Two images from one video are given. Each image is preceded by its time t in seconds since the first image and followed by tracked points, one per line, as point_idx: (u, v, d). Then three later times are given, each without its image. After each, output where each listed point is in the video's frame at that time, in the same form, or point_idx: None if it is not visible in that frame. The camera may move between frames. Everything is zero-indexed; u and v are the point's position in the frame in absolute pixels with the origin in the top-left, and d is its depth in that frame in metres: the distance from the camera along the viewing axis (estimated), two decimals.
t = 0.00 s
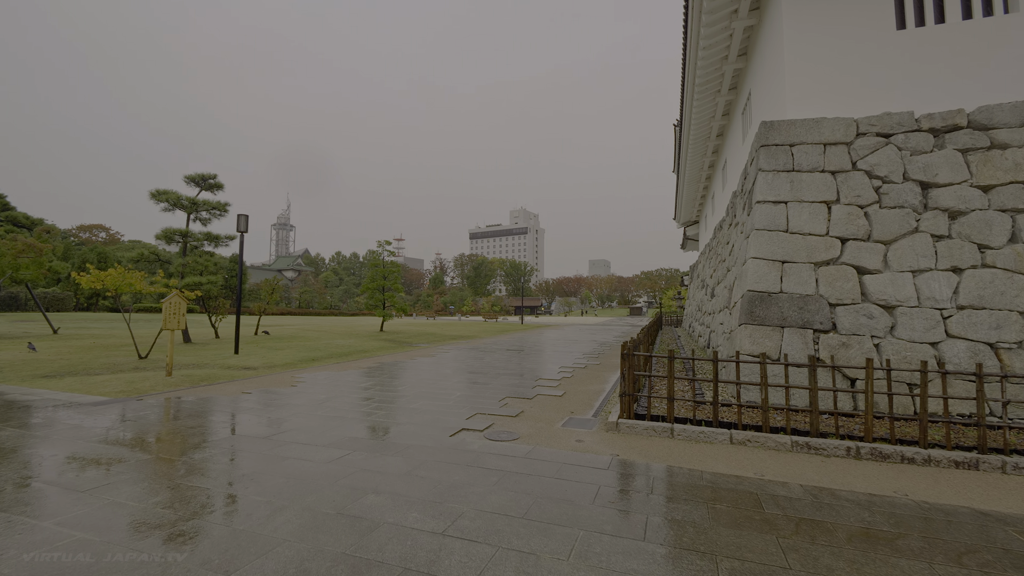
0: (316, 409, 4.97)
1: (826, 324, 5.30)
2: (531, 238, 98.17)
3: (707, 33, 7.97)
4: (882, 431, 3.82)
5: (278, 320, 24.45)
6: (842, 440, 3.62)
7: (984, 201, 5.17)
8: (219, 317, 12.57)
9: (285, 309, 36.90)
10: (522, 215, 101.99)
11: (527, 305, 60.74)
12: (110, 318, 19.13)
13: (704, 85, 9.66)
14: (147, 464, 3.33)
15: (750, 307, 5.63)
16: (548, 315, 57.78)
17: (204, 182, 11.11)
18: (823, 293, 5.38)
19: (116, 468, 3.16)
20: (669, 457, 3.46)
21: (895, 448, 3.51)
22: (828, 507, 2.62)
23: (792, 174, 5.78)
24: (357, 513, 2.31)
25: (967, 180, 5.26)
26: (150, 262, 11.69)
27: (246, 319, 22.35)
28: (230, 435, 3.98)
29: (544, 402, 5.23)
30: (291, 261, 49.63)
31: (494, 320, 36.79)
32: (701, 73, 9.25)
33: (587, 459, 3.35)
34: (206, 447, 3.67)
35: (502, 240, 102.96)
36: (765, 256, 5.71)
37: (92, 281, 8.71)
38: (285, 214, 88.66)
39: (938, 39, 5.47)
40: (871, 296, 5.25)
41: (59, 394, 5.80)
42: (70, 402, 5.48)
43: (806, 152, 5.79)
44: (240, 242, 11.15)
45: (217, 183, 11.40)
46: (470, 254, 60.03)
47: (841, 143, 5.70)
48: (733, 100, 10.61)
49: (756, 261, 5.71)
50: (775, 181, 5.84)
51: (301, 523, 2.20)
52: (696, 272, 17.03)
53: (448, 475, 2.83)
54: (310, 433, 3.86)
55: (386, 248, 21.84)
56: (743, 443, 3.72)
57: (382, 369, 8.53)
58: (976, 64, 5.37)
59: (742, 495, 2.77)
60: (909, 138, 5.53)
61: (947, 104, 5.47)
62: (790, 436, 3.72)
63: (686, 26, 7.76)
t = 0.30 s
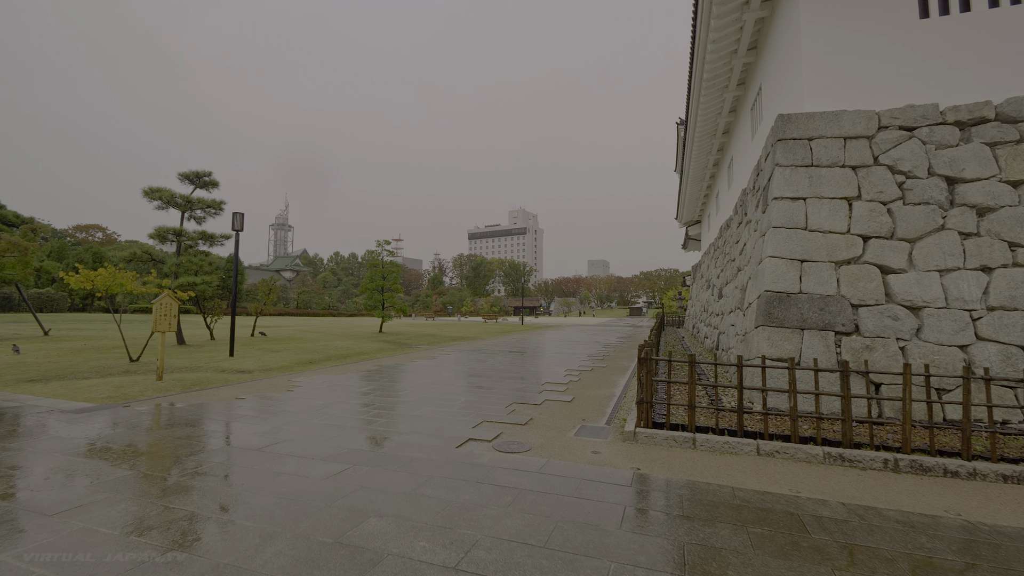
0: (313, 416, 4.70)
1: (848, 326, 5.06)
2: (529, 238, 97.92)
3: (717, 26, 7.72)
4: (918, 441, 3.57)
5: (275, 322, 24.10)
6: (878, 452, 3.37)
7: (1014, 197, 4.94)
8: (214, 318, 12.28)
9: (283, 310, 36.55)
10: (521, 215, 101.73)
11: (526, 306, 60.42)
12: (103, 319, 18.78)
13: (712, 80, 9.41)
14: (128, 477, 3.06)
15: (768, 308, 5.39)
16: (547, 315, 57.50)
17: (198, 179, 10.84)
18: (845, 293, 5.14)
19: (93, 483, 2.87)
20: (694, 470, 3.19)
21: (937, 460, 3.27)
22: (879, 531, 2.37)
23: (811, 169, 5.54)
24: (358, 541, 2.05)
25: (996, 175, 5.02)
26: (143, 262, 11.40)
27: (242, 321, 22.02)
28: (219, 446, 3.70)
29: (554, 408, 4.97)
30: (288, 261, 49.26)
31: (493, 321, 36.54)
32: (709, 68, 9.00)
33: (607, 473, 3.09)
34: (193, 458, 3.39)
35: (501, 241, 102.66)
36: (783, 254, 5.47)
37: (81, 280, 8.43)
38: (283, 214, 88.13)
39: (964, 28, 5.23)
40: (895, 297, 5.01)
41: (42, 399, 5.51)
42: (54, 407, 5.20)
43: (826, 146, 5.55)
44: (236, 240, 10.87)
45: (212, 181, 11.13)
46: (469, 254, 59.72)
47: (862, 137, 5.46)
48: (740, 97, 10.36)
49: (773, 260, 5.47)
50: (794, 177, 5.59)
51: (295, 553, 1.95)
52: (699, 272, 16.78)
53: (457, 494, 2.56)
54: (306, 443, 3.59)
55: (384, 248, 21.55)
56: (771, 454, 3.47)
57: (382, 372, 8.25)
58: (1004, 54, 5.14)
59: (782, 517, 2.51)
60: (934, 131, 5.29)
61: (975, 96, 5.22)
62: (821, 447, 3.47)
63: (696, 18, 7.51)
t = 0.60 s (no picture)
0: (311, 421, 4.44)
1: (874, 328, 4.83)
2: (529, 238, 97.68)
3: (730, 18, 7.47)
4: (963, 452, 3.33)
5: (272, 321, 23.84)
6: (921, 464, 3.13)
7: None
8: (210, 316, 12.00)
9: (281, 308, 36.25)
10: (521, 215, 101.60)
11: (526, 306, 60.15)
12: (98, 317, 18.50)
13: (722, 75, 9.17)
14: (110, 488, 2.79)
15: (790, 309, 5.15)
16: (547, 315, 57.26)
17: (194, 174, 10.57)
18: (871, 293, 4.90)
19: (69, 497, 2.59)
20: (725, 484, 2.94)
21: (987, 472, 3.02)
22: (946, 557, 2.12)
23: (834, 164, 5.30)
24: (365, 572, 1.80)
25: None
26: (136, 258, 11.11)
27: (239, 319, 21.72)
28: (210, 455, 3.43)
29: (565, 413, 4.72)
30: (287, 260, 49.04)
31: (492, 320, 36.32)
32: (720, 62, 8.75)
33: (633, 485, 2.84)
34: (182, 469, 3.12)
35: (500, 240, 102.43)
36: (804, 252, 5.23)
37: (71, 277, 8.15)
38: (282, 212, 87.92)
39: (996, 16, 4.99)
40: (924, 297, 4.78)
41: (25, 402, 5.21)
42: (38, 409, 4.93)
43: (849, 140, 5.30)
44: (233, 237, 10.61)
45: (208, 176, 10.87)
46: (468, 253, 59.45)
47: (887, 130, 5.22)
48: (750, 92, 10.11)
49: (794, 259, 5.23)
50: (815, 171, 5.35)
51: None
52: (703, 272, 16.56)
53: (472, 514, 2.31)
54: (304, 453, 3.33)
55: (384, 247, 21.27)
56: (805, 466, 3.23)
57: (383, 373, 7.99)
58: None
59: (835, 538, 2.26)
60: (963, 124, 5.05)
61: (1006, 88, 5.00)
62: (859, 457, 3.23)
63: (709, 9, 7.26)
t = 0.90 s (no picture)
0: (305, 431, 4.16)
1: (897, 329, 4.61)
2: (525, 238, 97.46)
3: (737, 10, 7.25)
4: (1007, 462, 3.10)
5: (266, 323, 23.53)
6: (965, 476, 2.90)
7: None
8: (202, 319, 11.67)
9: (276, 310, 35.81)
10: (517, 216, 101.37)
11: (523, 307, 59.86)
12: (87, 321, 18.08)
13: (727, 70, 8.96)
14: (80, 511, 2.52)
15: (808, 309, 4.92)
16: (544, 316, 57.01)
17: (185, 172, 10.27)
18: (894, 293, 4.68)
19: (32, 524, 2.32)
20: (759, 500, 2.69)
21: None
22: None
23: (852, 158, 5.08)
24: None
25: None
26: (125, 259, 10.78)
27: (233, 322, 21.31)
28: (195, 470, 3.16)
29: (575, 421, 4.47)
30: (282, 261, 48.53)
31: (489, 321, 36.04)
32: (725, 57, 8.53)
33: (660, 504, 2.59)
34: (162, 488, 2.84)
35: (496, 241, 102.12)
36: (822, 250, 5.00)
37: (55, 278, 7.82)
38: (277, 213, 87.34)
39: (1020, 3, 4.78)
40: (949, 297, 4.56)
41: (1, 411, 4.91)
42: (13, 419, 4.63)
43: (868, 133, 5.09)
44: (225, 237, 10.32)
45: (199, 174, 10.56)
46: (465, 254, 59.14)
47: (907, 123, 5.01)
48: (754, 88, 9.90)
49: (812, 257, 5.01)
50: (833, 166, 5.13)
51: None
52: (704, 271, 16.38)
53: (486, 542, 2.06)
54: (297, 469, 3.06)
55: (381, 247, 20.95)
56: (840, 479, 2.99)
57: (381, 378, 7.70)
58: None
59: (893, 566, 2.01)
60: (987, 116, 4.84)
61: None
62: (899, 469, 3.00)
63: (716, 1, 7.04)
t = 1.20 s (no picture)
0: (300, 440, 3.89)
1: (925, 330, 4.38)
2: (523, 238, 97.22)
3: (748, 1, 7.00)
4: None
5: (265, 324, 23.03)
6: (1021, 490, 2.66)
7: None
8: (196, 320, 11.37)
9: (273, 311, 35.45)
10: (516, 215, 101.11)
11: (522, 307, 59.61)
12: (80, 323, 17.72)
13: (735, 64, 8.72)
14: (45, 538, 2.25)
15: (830, 309, 4.68)
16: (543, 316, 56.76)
17: (177, 169, 9.98)
18: (921, 292, 4.45)
19: None
20: (800, 520, 2.44)
21: None
22: None
23: (875, 151, 4.84)
24: None
25: None
26: (115, 258, 10.48)
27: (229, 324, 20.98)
28: (178, 487, 2.89)
29: (587, 428, 4.22)
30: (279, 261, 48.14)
31: (488, 321, 35.76)
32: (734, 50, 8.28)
33: (693, 525, 2.33)
34: (140, 508, 2.57)
35: (494, 241, 101.83)
36: (845, 247, 4.76)
37: (40, 277, 7.52)
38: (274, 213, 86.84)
39: None
40: (981, 296, 4.33)
41: None
42: None
43: (892, 124, 4.85)
44: (218, 235, 10.04)
45: (192, 170, 10.28)
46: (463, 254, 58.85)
47: (933, 113, 4.77)
48: (762, 83, 9.67)
49: (834, 255, 4.76)
50: (855, 159, 4.89)
51: None
52: (707, 271, 16.17)
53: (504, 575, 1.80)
54: (290, 485, 2.79)
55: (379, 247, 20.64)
56: (883, 494, 2.75)
57: (380, 381, 7.42)
58: None
59: None
60: (1018, 105, 4.61)
61: None
62: (947, 483, 2.75)
63: None
